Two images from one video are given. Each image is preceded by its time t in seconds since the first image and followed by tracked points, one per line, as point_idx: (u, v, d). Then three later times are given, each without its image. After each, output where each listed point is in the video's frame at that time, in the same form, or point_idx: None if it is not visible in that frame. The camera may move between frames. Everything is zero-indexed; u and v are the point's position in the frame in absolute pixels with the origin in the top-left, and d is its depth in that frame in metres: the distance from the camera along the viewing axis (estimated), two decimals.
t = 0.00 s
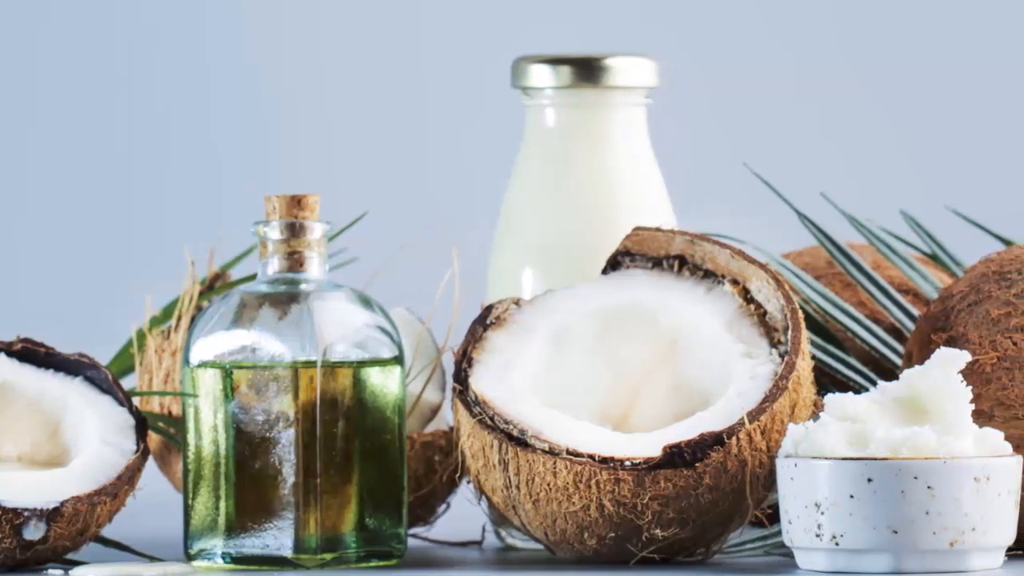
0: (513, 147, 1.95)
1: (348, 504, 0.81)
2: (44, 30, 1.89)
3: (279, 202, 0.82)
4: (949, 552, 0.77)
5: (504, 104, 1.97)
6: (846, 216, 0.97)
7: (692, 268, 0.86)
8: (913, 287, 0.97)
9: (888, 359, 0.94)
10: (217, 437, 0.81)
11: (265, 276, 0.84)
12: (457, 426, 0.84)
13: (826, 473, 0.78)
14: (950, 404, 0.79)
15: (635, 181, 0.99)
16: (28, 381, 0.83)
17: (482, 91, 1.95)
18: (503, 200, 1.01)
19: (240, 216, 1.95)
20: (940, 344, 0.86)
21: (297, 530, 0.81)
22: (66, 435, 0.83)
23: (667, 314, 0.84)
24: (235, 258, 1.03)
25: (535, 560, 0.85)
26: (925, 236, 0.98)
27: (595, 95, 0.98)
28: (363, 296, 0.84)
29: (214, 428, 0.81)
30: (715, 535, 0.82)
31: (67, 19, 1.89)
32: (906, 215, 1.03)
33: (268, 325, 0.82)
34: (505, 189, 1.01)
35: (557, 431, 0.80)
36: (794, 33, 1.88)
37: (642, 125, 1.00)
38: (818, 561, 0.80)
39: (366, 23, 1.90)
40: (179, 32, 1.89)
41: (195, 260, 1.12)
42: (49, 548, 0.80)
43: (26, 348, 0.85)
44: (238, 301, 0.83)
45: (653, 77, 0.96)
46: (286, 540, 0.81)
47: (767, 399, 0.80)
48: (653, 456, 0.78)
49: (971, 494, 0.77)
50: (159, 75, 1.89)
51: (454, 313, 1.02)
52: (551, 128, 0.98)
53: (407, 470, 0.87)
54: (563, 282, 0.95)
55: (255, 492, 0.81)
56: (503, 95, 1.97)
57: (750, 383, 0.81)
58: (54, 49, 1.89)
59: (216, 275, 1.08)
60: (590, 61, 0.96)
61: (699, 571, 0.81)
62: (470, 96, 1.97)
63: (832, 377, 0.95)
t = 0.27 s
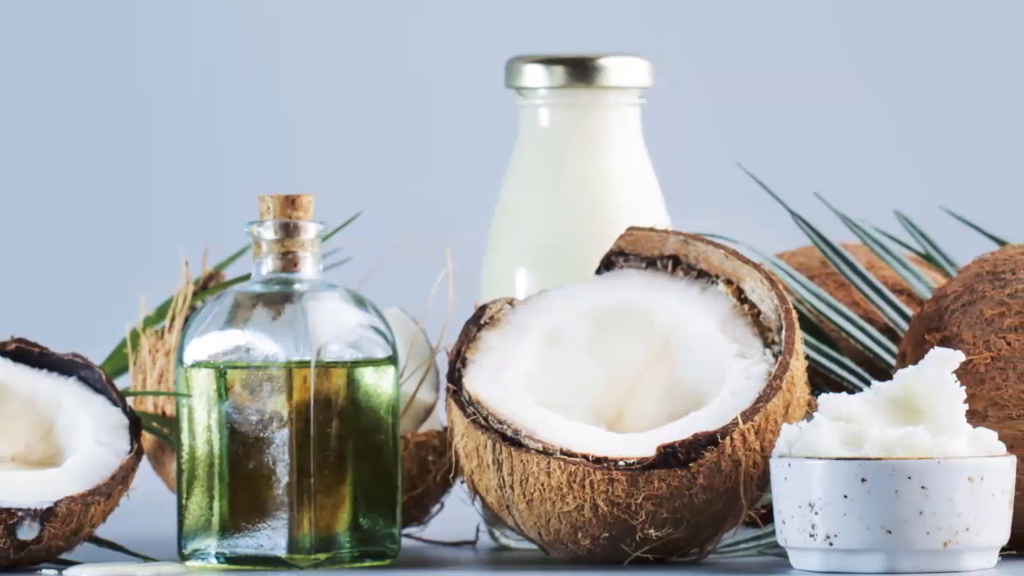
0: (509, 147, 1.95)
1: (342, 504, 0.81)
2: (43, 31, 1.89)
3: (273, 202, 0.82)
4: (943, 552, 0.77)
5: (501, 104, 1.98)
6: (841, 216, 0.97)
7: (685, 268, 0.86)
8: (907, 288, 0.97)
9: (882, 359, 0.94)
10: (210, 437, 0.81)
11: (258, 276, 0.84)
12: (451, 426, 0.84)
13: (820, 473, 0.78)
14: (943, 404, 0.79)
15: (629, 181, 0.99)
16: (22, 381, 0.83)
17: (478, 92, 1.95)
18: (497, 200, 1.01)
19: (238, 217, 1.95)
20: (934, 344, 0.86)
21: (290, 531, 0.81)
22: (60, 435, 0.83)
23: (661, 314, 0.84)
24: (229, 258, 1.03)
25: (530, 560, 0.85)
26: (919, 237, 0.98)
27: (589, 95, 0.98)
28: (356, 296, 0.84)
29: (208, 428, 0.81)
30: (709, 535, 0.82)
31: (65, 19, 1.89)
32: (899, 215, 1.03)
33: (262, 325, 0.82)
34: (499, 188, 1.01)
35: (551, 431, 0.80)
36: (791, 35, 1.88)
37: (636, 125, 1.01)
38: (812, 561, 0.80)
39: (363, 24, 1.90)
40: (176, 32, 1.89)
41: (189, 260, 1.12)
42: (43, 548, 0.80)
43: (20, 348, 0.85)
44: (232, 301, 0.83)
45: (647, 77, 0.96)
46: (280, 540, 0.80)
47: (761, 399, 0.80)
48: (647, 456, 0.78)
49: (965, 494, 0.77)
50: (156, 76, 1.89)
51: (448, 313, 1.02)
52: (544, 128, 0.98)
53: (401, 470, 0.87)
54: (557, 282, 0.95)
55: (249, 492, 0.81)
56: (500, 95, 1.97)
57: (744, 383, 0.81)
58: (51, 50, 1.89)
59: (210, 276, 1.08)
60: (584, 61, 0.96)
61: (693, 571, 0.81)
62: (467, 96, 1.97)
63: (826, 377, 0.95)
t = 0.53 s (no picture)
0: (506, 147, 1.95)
1: (335, 504, 0.82)
2: (43, 30, 1.89)
3: (266, 202, 0.82)
4: (936, 552, 0.77)
5: (498, 104, 1.98)
6: (834, 216, 0.97)
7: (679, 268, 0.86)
8: (901, 288, 0.97)
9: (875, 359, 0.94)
10: (204, 437, 0.81)
11: (252, 276, 0.84)
12: (445, 426, 0.84)
13: (814, 473, 0.78)
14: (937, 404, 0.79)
15: (622, 182, 0.99)
16: (15, 381, 0.83)
17: (475, 92, 1.95)
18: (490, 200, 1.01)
19: (235, 217, 1.95)
20: (927, 344, 0.86)
21: (284, 531, 0.81)
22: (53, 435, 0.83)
23: (655, 314, 0.84)
24: (222, 258, 1.03)
25: (523, 560, 0.85)
26: (913, 237, 0.98)
27: (582, 95, 0.98)
28: (350, 296, 0.84)
29: (201, 428, 0.81)
30: (703, 535, 0.82)
31: (63, 19, 1.90)
32: (893, 215, 1.03)
33: (256, 325, 0.82)
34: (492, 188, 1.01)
35: (545, 431, 0.80)
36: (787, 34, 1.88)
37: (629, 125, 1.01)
38: (806, 561, 0.80)
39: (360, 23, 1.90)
40: (174, 32, 1.89)
41: (182, 260, 1.11)
42: (36, 548, 0.80)
43: (14, 348, 0.85)
44: (225, 301, 0.83)
45: (641, 78, 0.96)
46: (274, 540, 0.81)
47: (754, 399, 0.80)
48: (640, 456, 0.78)
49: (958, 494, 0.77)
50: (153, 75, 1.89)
51: (442, 313, 1.02)
52: (537, 128, 0.98)
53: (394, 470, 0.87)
54: (550, 282, 0.95)
55: (242, 493, 0.81)
56: (497, 94, 1.97)
57: (738, 382, 0.81)
58: (48, 48, 1.89)
59: (204, 275, 1.08)
60: (578, 61, 0.96)
61: (686, 571, 0.81)
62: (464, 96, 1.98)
63: (820, 377, 0.95)
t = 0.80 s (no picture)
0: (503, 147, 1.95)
1: (329, 504, 0.82)
2: (43, 30, 1.89)
3: (260, 201, 0.82)
4: (930, 552, 0.77)
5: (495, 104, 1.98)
6: (828, 216, 0.97)
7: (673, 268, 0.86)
8: (894, 287, 0.97)
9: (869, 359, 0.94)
10: (198, 437, 0.81)
11: (246, 276, 0.84)
12: (439, 426, 0.84)
13: (808, 473, 0.78)
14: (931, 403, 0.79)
15: (616, 182, 0.99)
16: (9, 381, 0.83)
17: (470, 93, 1.96)
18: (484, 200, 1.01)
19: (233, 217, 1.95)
20: (921, 344, 0.86)
21: (278, 531, 0.81)
22: (47, 435, 0.83)
23: (648, 314, 0.84)
24: (216, 258, 1.03)
25: (517, 560, 0.85)
26: (907, 237, 0.98)
27: (575, 95, 0.98)
28: (344, 296, 0.84)
29: (195, 428, 0.81)
30: (696, 535, 0.82)
31: (61, 20, 1.90)
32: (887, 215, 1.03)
33: (249, 325, 0.82)
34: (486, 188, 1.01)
35: (538, 431, 0.80)
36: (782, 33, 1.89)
37: (623, 125, 1.01)
38: (800, 561, 0.80)
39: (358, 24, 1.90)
40: (172, 32, 1.89)
41: (177, 261, 1.11)
42: (30, 548, 0.80)
43: (7, 348, 0.85)
44: (219, 301, 0.83)
45: (634, 77, 0.96)
46: (268, 540, 0.80)
47: (748, 399, 0.80)
48: (634, 456, 0.78)
49: (952, 494, 0.77)
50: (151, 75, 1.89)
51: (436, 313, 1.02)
52: (531, 128, 0.98)
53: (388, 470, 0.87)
54: (544, 282, 0.95)
55: (236, 492, 0.81)
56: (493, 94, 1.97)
57: (731, 382, 0.81)
58: (47, 48, 1.90)
59: (198, 275, 1.07)
60: (571, 60, 0.96)
61: (680, 571, 0.81)
62: (461, 97, 1.98)
63: (814, 377, 0.95)
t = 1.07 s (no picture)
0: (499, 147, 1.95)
1: (323, 504, 0.82)
2: (42, 30, 1.89)
3: (254, 201, 0.82)
4: (924, 552, 0.77)
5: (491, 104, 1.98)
6: (821, 216, 0.97)
7: (667, 268, 0.86)
8: (888, 287, 0.97)
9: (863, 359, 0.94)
10: (191, 437, 0.81)
11: (239, 276, 0.84)
12: (432, 426, 0.84)
13: (801, 473, 0.78)
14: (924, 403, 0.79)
15: (610, 182, 0.99)
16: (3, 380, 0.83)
17: (469, 93, 1.96)
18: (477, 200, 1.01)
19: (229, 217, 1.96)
20: (915, 344, 0.86)
21: (271, 531, 0.81)
22: (41, 435, 0.83)
23: (642, 314, 0.84)
24: (210, 258, 1.03)
25: (510, 559, 0.85)
26: (900, 237, 0.98)
27: (569, 95, 0.98)
28: (338, 296, 0.84)
29: (189, 428, 0.81)
30: (690, 535, 0.82)
31: (59, 19, 1.90)
32: (881, 215, 1.03)
33: (243, 325, 0.82)
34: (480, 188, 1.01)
35: (532, 431, 0.80)
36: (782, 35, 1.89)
37: (617, 125, 1.00)
38: (794, 561, 0.80)
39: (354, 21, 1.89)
40: (171, 32, 1.89)
41: (170, 260, 1.11)
42: (24, 548, 0.80)
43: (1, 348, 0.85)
44: (213, 301, 0.83)
45: (628, 77, 0.96)
46: (261, 540, 0.81)
47: (742, 399, 0.80)
48: (628, 456, 0.78)
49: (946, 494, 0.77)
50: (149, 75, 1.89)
51: (429, 313, 1.02)
52: (525, 128, 0.98)
53: (381, 470, 0.87)
54: (537, 282, 0.95)
55: (229, 492, 0.81)
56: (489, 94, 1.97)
57: (725, 382, 0.81)
58: (46, 48, 1.89)
59: (191, 275, 1.07)
60: (565, 60, 0.96)
61: (673, 571, 0.81)
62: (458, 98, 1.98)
63: (807, 377, 0.95)
